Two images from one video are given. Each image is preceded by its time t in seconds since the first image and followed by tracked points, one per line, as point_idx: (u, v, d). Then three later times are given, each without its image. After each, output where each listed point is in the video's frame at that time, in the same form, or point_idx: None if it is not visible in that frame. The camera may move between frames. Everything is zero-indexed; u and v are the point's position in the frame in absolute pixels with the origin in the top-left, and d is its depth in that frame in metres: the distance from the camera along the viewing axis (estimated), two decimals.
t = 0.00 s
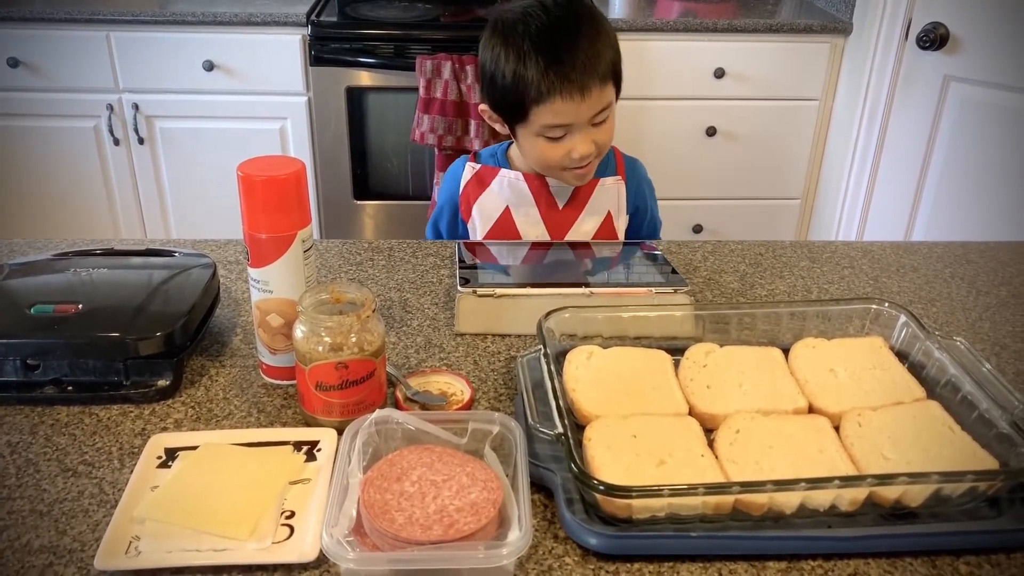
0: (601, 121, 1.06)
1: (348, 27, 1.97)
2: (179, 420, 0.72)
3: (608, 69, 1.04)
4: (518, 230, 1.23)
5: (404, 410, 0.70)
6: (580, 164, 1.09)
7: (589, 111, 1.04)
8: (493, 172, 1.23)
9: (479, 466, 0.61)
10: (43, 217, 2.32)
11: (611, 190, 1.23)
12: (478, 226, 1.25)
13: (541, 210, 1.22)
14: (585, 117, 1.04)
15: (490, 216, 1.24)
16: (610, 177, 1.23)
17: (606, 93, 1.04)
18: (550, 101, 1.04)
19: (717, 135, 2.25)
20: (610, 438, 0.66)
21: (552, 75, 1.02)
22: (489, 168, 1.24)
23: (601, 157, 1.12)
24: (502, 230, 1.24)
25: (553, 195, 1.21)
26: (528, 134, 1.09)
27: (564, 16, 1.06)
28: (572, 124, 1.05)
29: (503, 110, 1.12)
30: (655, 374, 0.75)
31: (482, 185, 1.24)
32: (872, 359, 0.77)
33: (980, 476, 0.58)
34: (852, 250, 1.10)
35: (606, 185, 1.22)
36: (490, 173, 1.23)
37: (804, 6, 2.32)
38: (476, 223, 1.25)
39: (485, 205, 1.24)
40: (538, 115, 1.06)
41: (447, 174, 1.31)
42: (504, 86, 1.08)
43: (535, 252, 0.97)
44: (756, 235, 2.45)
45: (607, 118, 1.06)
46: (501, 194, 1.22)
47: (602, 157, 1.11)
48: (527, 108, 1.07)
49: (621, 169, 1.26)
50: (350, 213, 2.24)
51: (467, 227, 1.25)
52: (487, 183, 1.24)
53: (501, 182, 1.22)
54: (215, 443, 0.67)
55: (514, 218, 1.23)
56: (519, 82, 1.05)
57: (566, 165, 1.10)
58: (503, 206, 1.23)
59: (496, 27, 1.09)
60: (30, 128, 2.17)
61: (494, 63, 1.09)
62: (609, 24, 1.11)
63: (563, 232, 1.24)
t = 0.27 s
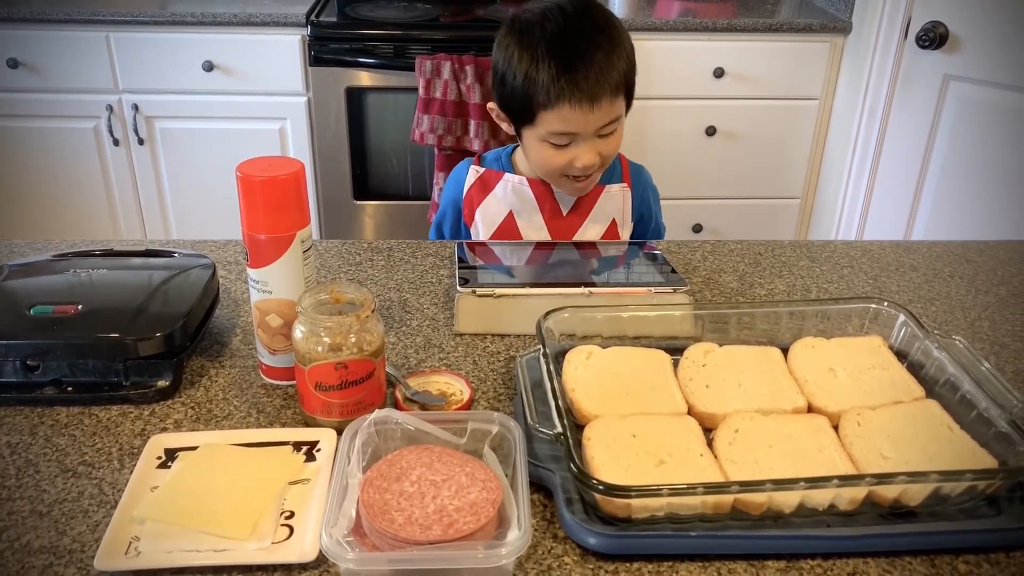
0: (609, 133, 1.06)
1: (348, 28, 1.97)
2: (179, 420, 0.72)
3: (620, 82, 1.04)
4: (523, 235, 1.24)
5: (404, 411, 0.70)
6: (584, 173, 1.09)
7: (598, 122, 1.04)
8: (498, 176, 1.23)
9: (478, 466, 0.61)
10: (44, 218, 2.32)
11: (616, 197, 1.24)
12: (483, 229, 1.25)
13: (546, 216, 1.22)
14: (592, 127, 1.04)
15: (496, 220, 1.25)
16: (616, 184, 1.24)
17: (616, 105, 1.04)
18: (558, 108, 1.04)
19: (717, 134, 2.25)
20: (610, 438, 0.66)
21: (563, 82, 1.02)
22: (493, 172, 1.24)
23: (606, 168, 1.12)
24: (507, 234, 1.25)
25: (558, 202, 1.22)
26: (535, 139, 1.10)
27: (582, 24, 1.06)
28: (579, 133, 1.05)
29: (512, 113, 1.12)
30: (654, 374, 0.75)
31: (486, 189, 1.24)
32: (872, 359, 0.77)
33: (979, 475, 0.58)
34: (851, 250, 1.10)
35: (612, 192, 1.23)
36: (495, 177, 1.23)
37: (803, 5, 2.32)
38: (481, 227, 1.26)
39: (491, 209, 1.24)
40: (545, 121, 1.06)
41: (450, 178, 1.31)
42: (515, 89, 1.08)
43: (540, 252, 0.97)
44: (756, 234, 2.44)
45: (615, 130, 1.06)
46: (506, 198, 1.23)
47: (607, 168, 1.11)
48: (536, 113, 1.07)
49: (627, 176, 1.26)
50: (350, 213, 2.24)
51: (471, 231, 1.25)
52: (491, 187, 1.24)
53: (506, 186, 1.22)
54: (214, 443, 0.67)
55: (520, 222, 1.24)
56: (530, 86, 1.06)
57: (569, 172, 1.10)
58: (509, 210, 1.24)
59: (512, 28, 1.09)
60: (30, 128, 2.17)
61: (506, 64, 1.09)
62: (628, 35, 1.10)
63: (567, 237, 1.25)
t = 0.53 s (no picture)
0: (616, 145, 1.07)
1: (347, 28, 1.97)
2: (179, 421, 0.72)
3: (631, 95, 1.04)
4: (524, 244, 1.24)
5: (405, 412, 0.70)
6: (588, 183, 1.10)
7: (606, 135, 1.04)
8: (498, 186, 1.23)
9: (478, 467, 0.61)
10: (43, 219, 2.32)
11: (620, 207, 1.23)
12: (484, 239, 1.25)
13: (548, 225, 1.23)
14: (600, 140, 1.05)
15: (496, 231, 1.24)
16: (620, 195, 1.23)
17: (626, 118, 1.05)
18: (569, 119, 1.04)
19: (716, 134, 2.25)
20: (610, 438, 0.66)
21: (575, 94, 1.02)
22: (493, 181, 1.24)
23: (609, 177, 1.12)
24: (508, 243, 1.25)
25: (561, 211, 1.22)
26: (541, 147, 1.10)
27: (596, 34, 1.05)
28: (587, 145, 1.05)
29: (519, 118, 1.11)
30: (654, 374, 0.75)
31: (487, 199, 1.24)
32: (871, 359, 0.77)
33: (979, 475, 0.58)
34: (851, 250, 1.10)
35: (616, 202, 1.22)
36: (495, 187, 1.23)
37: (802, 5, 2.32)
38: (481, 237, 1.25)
39: (491, 219, 1.24)
40: (554, 130, 1.06)
41: (451, 188, 1.31)
42: (524, 97, 1.08)
43: (543, 252, 0.97)
44: (755, 234, 2.45)
45: (622, 142, 1.07)
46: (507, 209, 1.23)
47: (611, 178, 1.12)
48: (544, 122, 1.07)
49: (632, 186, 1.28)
50: (349, 213, 2.24)
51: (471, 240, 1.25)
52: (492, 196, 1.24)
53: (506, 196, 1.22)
54: (214, 444, 0.67)
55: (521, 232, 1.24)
56: (540, 96, 1.05)
57: (575, 182, 1.10)
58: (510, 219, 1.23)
59: (524, 34, 1.08)
60: (29, 129, 2.17)
61: (516, 71, 1.08)
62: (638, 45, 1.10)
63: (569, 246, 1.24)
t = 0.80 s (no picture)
0: (607, 134, 1.06)
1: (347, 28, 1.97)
2: (179, 422, 0.72)
3: (624, 85, 1.04)
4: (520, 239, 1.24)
5: (404, 412, 0.70)
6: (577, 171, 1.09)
7: (598, 121, 1.04)
8: (494, 181, 1.23)
9: (478, 467, 0.61)
10: (42, 219, 2.32)
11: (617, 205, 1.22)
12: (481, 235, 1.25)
13: (543, 220, 1.22)
14: (592, 125, 1.04)
15: (493, 227, 1.24)
16: (616, 193, 1.22)
17: (618, 106, 1.04)
18: (561, 102, 1.03)
19: (716, 134, 2.25)
20: (610, 438, 0.66)
21: (569, 78, 1.02)
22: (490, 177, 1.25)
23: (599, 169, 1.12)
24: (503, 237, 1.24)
25: (556, 205, 1.21)
26: (533, 132, 1.09)
27: (593, 23, 1.06)
28: (579, 131, 1.05)
29: (512, 104, 1.11)
30: (654, 374, 0.75)
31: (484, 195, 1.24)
32: (871, 359, 0.77)
33: (978, 475, 0.58)
34: (851, 250, 1.10)
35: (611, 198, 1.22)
36: (492, 183, 1.24)
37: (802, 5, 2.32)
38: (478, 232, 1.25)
39: (488, 215, 1.24)
40: (546, 114, 1.05)
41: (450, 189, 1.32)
42: (518, 82, 1.08)
43: (539, 252, 0.97)
44: (755, 234, 2.45)
45: (614, 132, 1.07)
46: (504, 204, 1.23)
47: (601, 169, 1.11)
48: (537, 107, 1.07)
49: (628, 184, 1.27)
50: (349, 213, 2.24)
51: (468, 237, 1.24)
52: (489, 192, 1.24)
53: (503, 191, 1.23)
54: (214, 444, 0.67)
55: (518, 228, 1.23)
56: (534, 79, 1.05)
57: (564, 169, 1.10)
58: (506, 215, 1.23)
59: (523, 22, 1.09)
60: (29, 130, 2.17)
61: (512, 56, 1.08)
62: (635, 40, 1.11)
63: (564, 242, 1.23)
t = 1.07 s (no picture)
0: (592, 110, 1.06)
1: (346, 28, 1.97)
2: (178, 422, 0.72)
3: (606, 62, 1.05)
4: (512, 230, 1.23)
5: (403, 412, 0.70)
6: (564, 149, 1.08)
7: (584, 95, 1.04)
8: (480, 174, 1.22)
9: (478, 467, 0.61)
10: (41, 219, 2.32)
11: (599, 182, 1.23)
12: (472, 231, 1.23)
13: (531, 207, 1.22)
14: (578, 100, 1.04)
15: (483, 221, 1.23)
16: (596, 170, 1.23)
17: (602, 82, 1.05)
18: (547, 77, 1.03)
19: (715, 134, 2.25)
20: (609, 438, 0.66)
21: (554, 52, 1.03)
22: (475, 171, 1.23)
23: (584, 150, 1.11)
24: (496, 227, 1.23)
25: (541, 190, 1.22)
26: (518, 112, 1.08)
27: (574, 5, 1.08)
28: (565, 105, 1.04)
29: (497, 88, 1.11)
30: (653, 374, 0.75)
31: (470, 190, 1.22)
32: (871, 359, 0.77)
33: (977, 475, 0.58)
34: (850, 250, 1.10)
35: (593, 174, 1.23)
36: (477, 176, 1.22)
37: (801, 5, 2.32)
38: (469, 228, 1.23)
39: (477, 209, 1.22)
40: (532, 90, 1.05)
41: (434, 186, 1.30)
42: (503, 62, 1.08)
43: (525, 251, 0.98)
44: (754, 234, 2.45)
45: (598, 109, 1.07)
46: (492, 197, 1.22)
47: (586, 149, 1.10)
48: (522, 85, 1.06)
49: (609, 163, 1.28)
50: (348, 213, 2.24)
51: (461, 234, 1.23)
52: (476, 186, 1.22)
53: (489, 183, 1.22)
54: (213, 445, 0.67)
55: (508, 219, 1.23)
56: (520, 57, 1.05)
57: (551, 147, 1.08)
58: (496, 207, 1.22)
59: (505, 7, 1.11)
60: (28, 130, 2.16)
61: (496, 39, 1.09)
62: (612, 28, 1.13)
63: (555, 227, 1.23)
